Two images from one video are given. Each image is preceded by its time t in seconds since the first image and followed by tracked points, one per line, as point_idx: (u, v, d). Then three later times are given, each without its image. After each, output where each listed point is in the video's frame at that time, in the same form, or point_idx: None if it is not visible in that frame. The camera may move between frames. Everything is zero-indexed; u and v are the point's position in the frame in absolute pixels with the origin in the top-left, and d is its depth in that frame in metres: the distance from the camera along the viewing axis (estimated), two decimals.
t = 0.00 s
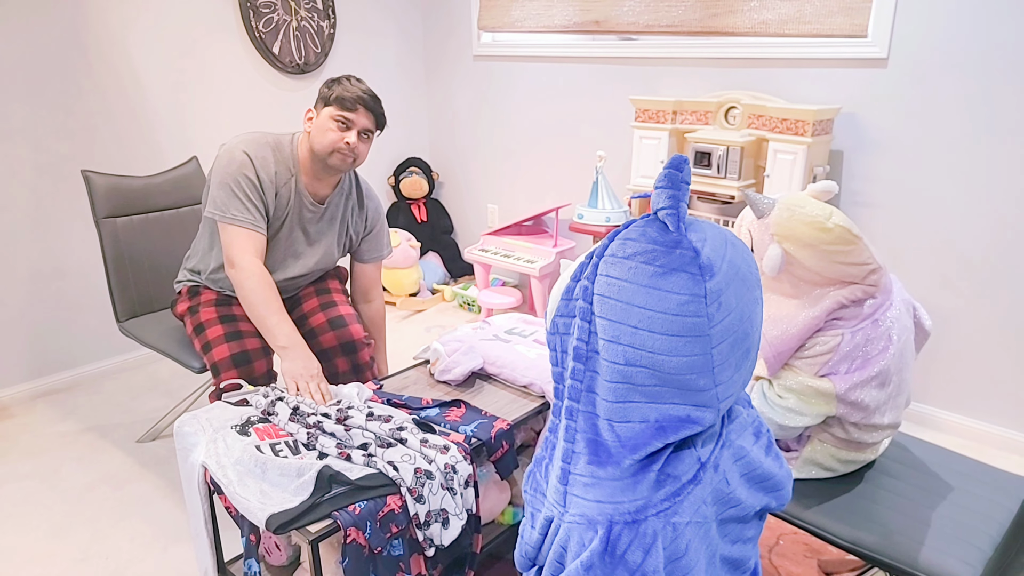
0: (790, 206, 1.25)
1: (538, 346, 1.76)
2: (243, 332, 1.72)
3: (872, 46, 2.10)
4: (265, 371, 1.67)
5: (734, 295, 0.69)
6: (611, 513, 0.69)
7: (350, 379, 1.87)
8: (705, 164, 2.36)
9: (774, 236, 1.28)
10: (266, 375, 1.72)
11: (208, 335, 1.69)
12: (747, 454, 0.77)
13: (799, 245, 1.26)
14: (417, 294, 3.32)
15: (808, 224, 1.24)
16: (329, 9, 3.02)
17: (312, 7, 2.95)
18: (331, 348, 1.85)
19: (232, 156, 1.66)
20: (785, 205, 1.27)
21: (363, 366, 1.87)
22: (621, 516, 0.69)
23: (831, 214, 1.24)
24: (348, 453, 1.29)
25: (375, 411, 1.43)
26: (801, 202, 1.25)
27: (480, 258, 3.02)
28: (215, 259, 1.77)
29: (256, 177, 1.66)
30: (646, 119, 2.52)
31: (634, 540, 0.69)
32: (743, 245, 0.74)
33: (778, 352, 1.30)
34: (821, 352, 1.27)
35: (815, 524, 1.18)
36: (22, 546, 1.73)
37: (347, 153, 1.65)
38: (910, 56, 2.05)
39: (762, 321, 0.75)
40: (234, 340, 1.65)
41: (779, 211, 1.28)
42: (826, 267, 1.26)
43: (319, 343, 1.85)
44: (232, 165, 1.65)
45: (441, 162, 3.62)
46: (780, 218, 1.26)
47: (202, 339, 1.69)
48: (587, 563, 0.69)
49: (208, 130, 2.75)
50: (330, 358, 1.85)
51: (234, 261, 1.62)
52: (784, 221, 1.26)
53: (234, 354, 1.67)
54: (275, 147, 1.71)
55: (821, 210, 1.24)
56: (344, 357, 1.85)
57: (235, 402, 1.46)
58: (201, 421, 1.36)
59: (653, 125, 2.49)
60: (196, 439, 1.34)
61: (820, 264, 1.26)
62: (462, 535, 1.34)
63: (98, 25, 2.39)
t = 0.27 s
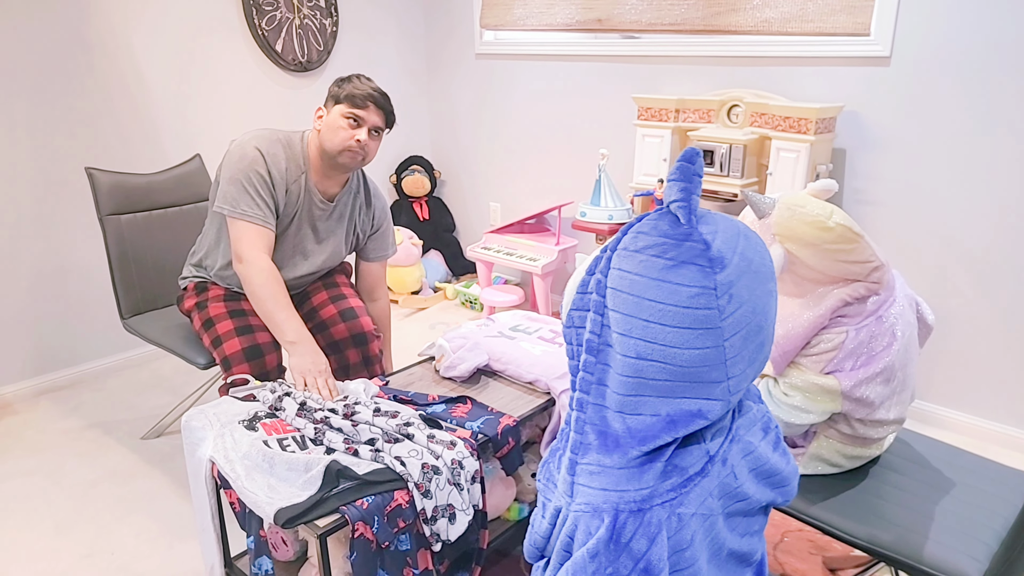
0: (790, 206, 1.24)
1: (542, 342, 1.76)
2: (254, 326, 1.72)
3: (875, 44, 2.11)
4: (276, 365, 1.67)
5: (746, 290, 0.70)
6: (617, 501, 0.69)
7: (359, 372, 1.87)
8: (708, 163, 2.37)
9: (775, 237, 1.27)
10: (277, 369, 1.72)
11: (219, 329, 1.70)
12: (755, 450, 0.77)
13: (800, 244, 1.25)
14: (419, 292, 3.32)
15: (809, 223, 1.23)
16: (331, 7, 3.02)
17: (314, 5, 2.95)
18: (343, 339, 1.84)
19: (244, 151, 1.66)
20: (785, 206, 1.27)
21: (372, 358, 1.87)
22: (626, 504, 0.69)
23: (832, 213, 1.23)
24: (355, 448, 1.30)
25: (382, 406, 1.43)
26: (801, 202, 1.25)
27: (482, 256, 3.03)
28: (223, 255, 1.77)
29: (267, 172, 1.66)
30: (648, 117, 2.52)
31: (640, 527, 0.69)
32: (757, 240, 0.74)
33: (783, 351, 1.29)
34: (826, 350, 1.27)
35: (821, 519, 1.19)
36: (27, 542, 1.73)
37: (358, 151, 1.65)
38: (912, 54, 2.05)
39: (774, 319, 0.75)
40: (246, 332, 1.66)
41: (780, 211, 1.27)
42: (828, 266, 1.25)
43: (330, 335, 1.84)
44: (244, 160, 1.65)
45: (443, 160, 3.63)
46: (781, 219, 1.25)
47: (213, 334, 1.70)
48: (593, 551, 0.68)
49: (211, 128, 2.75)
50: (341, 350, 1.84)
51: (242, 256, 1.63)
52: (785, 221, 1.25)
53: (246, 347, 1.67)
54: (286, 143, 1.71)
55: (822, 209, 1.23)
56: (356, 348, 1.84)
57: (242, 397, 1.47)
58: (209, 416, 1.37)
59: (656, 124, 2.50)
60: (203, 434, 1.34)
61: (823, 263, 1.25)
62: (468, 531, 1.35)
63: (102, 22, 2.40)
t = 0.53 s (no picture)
0: (810, 209, 1.20)
1: (553, 343, 1.75)
2: (263, 327, 1.71)
3: (886, 43, 2.10)
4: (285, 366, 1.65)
5: (787, 297, 0.69)
6: (651, 509, 0.69)
7: (371, 373, 1.86)
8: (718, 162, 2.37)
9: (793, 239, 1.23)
10: (286, 370, 1.71)
11: (227, 330, 1.68)
12: (787, 453, 0.75)
13: (819, 246, 1.22)
14: (425, 292, 3.31)
15: (829, 225, 1.19)
16: (337, 6, 3.01)
17: (320, 4, 2.93)
18: (353, 340, 1.84)
19: (259, 151, 1.66)
20: (802, 206, 1.22)
21: (382, 359, 1.87)
22: (662, 512, 0.68)
23: (852, 213, 1.20)
24: (370, 449, 1.29)
25: (396, 407, 1.42)
26: (819, 203, 1.21)
27: (489, 256, 3.01)
28: (233, 254, 1.77)
29: (281, 173, 1.66)
30: (657, 116, 2.51)
31: (675, 535, 0.68)
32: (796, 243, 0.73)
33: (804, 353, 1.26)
34: (848, 351, 1.25)
35: (839, 521, 1.19)
36: (36, 543, 1.72)
37: (374, 153, 1.65)
38: (924, 52, 2.04)
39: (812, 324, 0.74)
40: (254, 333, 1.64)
41: (798, 213, 1.22)
42: (849, 268, 1.23)
43: (340, 337, 1.84)
44: (258, 160, 1.65)
45: (448, 159, 3.62)
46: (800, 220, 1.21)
47: (221, 334, 1.69)
48: (627, 559, 0.68)
49: (217, 127, 2.74)
50: (351, 351, 1.84)
51: (254, 256, 1.62)
52: (803, 222, 1.21)
53: (255, 348, 1.66)
54: (301, 143, 1.71)
55: (841, 211, 1.19)
56: (366, 348, 1.84)
57: (255, 397, 1.46)
58: (223, 417, 1.36)
59: (664, 123, 2.48)
60: (217, 435, 1.34)
61: (843, 265, 1.23)
62: (485, 533, 1.33)
63: (108, 21, 2.38)
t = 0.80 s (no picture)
0: (837, 208, 1.17)
1: (566, 343, 1.72)
2: (271, 327, 1.67)
3: (902, 38, 2.07)
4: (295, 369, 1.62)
5: (844, 304, 0.67)
6: (697, 522, 0.68)
7: (381, 375, 1.83)
8: (730, 159, 2.33)
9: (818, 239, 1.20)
10: (295, 372, 1.67)
11: (235, 331, 1.65)
12: (833, 460, 0.73)
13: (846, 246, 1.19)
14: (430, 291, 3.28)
15: (856, 224, 1.16)
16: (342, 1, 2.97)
17: None
18: (363, 341, 1.80)
19: (269, 149, 1.63)
20: (826, 205, 1.19)
21: (392, 360, 1.84)
22: (708, 526, 0.69)
23: (879, 212, 1.17)
24: (384, 452, 1.26)
25: (410, 410, 1.39)
26: (844, 201, 1.17)
27: (495, 255, 2.98)
28: (241, 254, 1.74)
29: (291, 173, 1.63)
30: (667, 113, 2.48)
31: (723, 549, 0.68)
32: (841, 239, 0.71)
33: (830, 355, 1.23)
34: (876, 352, 1.21)
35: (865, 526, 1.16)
36: (40, 548, 1.69)
37: (387, 153, 1.63)
38: (941, 47, 2.01)
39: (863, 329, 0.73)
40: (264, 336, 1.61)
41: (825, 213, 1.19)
42: (877, 269, 1.20)
43: (350, 338, 1.81)
44: (268, 159, 1.63)
45: (454, 157, 3.59)
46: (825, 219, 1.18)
47: (229, 335, 1.66)
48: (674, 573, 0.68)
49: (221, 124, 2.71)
50: (361, 353, 1.81)
51: (262, 257, 1.59)
52: (828, 222, 1.17)
53: (263, 350, 1.62)
54: (312, 142, 1.68)
55: (868, 209, 1.16)
56: (376, 349, 1.81)
57: (265, 399, 1.43)
58: (234, 419, 1.34)
59: (675, 120, 2.45)
60: (228, 437, 1.31)
61: (871, 265, 1.20)
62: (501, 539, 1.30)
63: (111, 16, 2.35)
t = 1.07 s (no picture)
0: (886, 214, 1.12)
1: (589, 350, 1.67)
2: (286, 335, 1.62)
3: (931, 35, 2.01)
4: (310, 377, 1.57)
5: (933, 328, 0.64)
6: (780, 564, 0.67)
7: (398, 384, 1.78)
8: (750, 159, 2.28)
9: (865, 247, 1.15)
10: (311, 381, 1.62)
11: (248, 339, 1.60)
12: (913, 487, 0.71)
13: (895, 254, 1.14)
14: (439, 292, 3.23)
15: (907, 232, 1.11)
16: None
17: None
18: (379, 348, 1.75)
19: (283, 150, 1.58)
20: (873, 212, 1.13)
21: (409, 368, 1.78)
22: (791, 568, 0.67)
23: (930, 219, 1.12)
24: (408, 468, 1.21)
25: (432, 422, 1.35)
26: (893, 208, 1.12)
27: (507, 256, 2.93)
28: (253, 259, 1.69)
29: (305, 175, 1.58)
30: (684, 111, 2.42)
31: None
32: (920, 252, 0.68)
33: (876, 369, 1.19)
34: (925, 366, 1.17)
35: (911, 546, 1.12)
36: (46, 561, 1.64)
37: (403, 154, 1.57)
38: (971, 44, 1.96)
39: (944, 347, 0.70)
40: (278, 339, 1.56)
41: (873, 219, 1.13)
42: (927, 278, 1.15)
43: (367, 346, 1.76)
44: (282, 161, 1.58)
45: (462, 156, 3.53)
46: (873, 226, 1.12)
47: (242, 343, 1.60)
48: None
49: (228, 123, 2.65)
50: (378, 360, 1.76)
51: (275, 263, 1.54)
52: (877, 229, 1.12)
53: (278, 359, 1.57)
54: (326, 143, 1.63)
55: (918, 216, 1.11)
56: (393, 356, 1.76)
57: (281, 410, 1.38)
58: (251, 433, 1.29)
59: (692, 119, 2.39)
60: (244, 451, 1.26)
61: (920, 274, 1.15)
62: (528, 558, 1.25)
63: (115, 12, 2.29)
